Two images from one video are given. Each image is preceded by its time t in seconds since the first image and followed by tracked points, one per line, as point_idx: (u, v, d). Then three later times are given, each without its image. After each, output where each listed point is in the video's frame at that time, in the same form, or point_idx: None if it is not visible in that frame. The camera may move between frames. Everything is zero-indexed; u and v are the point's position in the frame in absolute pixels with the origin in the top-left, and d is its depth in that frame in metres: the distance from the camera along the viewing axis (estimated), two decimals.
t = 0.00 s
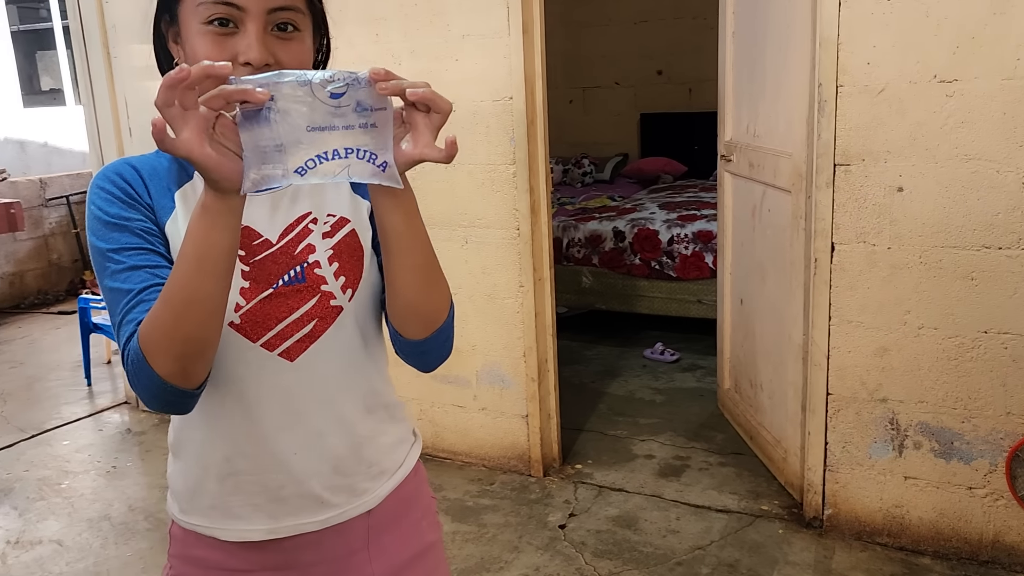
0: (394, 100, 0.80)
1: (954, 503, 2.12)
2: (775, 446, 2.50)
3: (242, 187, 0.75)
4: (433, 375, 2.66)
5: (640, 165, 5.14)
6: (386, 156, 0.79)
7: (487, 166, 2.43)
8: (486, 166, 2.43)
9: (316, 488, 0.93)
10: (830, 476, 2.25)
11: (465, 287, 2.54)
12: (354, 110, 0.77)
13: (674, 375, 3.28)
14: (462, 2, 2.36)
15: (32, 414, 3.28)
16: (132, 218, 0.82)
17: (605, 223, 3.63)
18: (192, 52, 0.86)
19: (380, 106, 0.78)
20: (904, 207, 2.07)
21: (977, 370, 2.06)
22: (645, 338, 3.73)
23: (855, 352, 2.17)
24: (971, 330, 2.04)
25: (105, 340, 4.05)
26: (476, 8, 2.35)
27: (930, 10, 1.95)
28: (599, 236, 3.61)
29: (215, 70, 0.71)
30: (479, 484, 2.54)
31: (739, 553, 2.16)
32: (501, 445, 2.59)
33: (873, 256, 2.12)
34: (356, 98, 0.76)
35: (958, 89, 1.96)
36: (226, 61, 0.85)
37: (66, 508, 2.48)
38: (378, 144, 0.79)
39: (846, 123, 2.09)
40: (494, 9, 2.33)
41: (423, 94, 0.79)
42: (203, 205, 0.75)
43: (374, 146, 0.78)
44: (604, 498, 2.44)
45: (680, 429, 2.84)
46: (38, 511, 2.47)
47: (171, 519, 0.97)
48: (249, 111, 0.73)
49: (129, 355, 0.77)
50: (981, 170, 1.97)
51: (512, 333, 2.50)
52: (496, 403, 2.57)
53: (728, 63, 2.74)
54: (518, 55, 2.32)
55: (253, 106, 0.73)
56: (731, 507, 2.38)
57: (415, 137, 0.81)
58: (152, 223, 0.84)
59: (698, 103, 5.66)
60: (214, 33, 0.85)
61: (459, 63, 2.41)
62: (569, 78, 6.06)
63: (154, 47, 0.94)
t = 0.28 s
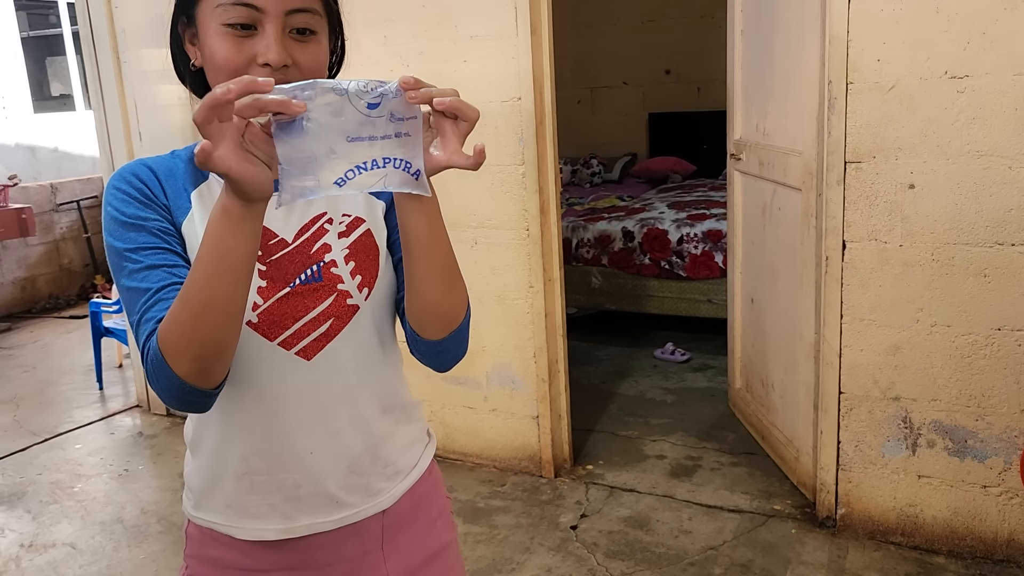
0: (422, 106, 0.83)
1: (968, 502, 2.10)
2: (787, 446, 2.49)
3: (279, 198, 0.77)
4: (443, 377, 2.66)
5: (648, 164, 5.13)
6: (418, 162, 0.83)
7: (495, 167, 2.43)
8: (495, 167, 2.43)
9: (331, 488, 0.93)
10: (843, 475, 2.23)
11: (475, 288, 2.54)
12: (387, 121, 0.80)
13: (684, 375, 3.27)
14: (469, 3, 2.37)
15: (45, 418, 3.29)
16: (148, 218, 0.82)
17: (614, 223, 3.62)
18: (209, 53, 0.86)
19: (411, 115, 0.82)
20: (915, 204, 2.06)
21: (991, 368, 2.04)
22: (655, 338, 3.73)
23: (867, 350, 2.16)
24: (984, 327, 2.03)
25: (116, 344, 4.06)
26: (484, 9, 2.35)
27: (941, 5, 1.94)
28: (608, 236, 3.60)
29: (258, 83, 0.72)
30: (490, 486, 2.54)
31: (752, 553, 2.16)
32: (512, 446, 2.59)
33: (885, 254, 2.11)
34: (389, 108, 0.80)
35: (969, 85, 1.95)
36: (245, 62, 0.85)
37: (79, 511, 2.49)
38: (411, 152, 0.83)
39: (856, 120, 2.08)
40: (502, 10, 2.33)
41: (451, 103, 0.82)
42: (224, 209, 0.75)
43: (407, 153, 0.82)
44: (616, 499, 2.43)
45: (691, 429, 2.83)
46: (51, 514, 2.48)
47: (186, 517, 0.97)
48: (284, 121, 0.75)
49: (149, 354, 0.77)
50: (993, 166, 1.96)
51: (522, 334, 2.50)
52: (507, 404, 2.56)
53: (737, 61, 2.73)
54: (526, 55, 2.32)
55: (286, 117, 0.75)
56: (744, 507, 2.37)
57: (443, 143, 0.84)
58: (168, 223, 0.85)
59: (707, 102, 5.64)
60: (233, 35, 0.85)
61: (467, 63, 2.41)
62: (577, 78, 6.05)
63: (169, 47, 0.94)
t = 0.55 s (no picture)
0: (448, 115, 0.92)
1: (966, 498, 2.10)
2: (786, 444, 2.49)
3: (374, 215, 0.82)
4: (440, 379, 2.66)
5: (645, 165, 5.14)
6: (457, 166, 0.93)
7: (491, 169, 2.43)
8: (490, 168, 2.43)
9: (337, 487, 0.93)
10: (841, 473, 2.23)
11: (471, 289, 2.54)
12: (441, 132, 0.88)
13: (682, 375, 3.27)
14: (463, 4, 2.37)
15: (43, 425, 3.29)
16: (148, 225, 0.83)
17: (611, 223, 3.62)
18: (207, 57, 0.87)
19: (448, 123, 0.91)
20: (910, 200, 2.06)
21: (988, 363, 2.04)
22: (653, 338, 3.73)
23: (864, 347, 2.16)
24: (980, 322, 2.03)
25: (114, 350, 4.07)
26: (478, 10, 2.35)
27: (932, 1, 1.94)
28: (605, 236, 3.61)
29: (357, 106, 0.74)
30: (488, 487, 2.53)
31: (750, 552, 2.15)
32: (510, 448, 2.59)
33: (880, 251, 2.11)
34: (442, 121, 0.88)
35: (962, 80, 1.95)
36: (246, 66, 0.87)
37: (78, 517, 2.49)
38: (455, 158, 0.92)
39: (850, 117, 2.09)
40: (496, 11, 2.33)
41: (483, 109, 0.91)
42: (294, 223, 0.75)
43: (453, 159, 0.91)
44: (614, 499, 2.43)
45: (689, 428, 2.83)
46: (50, 520, 2.48)
47: (183, 522, 0.96)
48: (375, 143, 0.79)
49: (171, 358, 0.77)
50: (987, 162, 1.96)
51: (519, 335, 2.50)
52: (505, 405, 2.56)
53: (731, 60, 2.74)
54: (520, 56, 2.33)
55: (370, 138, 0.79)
56: (743, 506, 2.36)
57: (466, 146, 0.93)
58: (165, 228, 0.86)
59: (702, 102, 5.65)
60: (232, 40, 0.87)
61: (462, 65, 2.41)
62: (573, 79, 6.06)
63: (153, 51, 0.95)
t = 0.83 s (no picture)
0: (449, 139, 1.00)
1: (947, 495, 2.12)
2: (769, 444, 2.50)
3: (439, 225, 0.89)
4: (425, 385, 2.66)
5: (629, 167, 5.16)
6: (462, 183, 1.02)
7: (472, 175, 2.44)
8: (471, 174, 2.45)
9: (331, 487, 0.99)
10: (823, 472, 2.24)
11: (454, 295, 2.55)
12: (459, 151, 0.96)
13: (667, 377, 3.28)
14: (442, 12, 2.38)
15: (28, 437, 3.29)
16: (141, 242, 0.85)
17: (595, 227, 3.64)
18: (192, 74, 0.93)
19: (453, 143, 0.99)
20: (886, 201, 2.07)
21: (966, 361, 2.06)
22: (638, 340, 3.74)
23: (843, 347, 2.18)
24: (957, 321, 2.05)
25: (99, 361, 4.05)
26: (457, 18, 2.37)
27: (904, 4, 1.96)
28: (589, 240, 3.62)
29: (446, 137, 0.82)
30: (474, 493, 2.54)
31: (734, 552, 2.16)
32: (496, 453, 2.60)
33: (857, 251, 2.12)
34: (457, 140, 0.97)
35: (935, 82, 1.97)
36: (231, 85, 0.94)
37: (62, 529, 2.49)
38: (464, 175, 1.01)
39: (825, 119, 2.10)
40: (474, 18, 2.35)
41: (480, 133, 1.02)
42: (353, 242, 0.81)
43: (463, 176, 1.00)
44: (599, 502, 2.44)
45: (674, 430, 2.84)
46: (34, 533, 2.48)
47: (173, 543, 0.97)
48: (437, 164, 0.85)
49: (202, 368, 0.79)
50: (961, 162, 1.98)
51: (502, 340, 2.51)
52: (489, 410, 2.57)
53: (710, 63, 2.75)
54: (499, 63, 2.34)
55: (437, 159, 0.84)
56: (727, 507, 2.38)
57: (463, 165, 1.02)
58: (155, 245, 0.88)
59: (685, 104, 5.66)
60: (216, 59, 0.94)
61: (441, 71, 2.43)
62: (558, 83, 6.08)
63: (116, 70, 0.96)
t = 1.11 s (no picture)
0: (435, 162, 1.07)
1: (920, 495, 2.13)
2: (745, 446, 2.52)
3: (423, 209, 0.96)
4: (402, 391, 2.66)
5: (609, 171, 5.18)
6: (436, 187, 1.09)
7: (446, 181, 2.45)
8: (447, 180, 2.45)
9: (306, 489, 1.10)
10: (798, 473, 2.26)
11: (430, 301, 2.55)
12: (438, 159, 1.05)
13: (647, 381, 3.29)
14: (415, 18, 2.39)
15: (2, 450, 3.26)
16: (117, 252, 0.89)
17: (574, 231, 3.65)
18: (156, 85, 0.94)
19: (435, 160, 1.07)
20: (855, 203, 2.09)
21: (936, 362, 2.07)
22: (618, 344, 3.75)
23: (815, 349, 2.19)
24: (927, 321, 2.06)
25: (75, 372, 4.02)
26: (430, 25, 2.37)
27: (872, 8, 1.97)
28: (568, 244, 3.63)
29: (432, 139, 0.94)
30: (453, 499, 2.54)
31: (711, 555, 2.17)
32: (474, 458, 2.60)
33: (829, 253, 2.14)
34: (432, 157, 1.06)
35: (902, 85, 1.99)
36: (194, 96, 0.96)
37: (37, 542, 2.47)
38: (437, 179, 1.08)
39: (796, 123, 2.11)
40: (447, 24, 2.35)
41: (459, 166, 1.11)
42: (338, 242, 0.90)
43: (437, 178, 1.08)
44: (578, 506, 2.44)
45: (653, 433, 2.85)
46: (7, 547, 2.46)
47: (154, 553, 1.05)
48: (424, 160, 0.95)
49: (196, 370, 0.85)
50: (929, 164, 2.00)
51: (479, 346, 2.51)
52: (467, 416, 2.57)
53: (683, 67, 2.77)
54: (472, 69, 2.34)
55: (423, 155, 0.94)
56: (704, 509, 2.38)
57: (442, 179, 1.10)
58: (130, 255, 0.92)
59: (664, 108, 5.69)
60: (178, 71, 0.95)
61: (415, 78, 2.43)
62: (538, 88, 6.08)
63: (73, 82, 0.96)
